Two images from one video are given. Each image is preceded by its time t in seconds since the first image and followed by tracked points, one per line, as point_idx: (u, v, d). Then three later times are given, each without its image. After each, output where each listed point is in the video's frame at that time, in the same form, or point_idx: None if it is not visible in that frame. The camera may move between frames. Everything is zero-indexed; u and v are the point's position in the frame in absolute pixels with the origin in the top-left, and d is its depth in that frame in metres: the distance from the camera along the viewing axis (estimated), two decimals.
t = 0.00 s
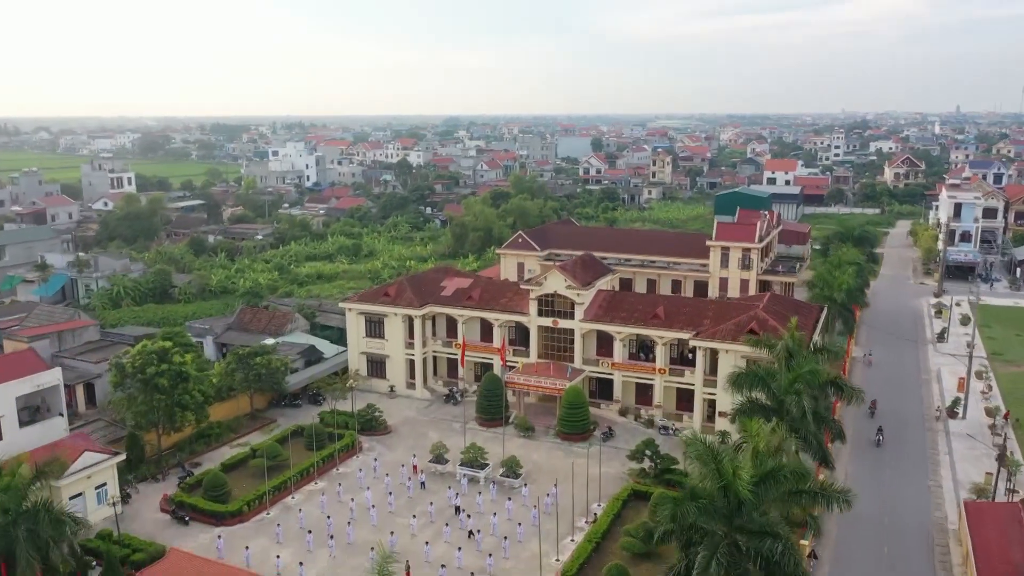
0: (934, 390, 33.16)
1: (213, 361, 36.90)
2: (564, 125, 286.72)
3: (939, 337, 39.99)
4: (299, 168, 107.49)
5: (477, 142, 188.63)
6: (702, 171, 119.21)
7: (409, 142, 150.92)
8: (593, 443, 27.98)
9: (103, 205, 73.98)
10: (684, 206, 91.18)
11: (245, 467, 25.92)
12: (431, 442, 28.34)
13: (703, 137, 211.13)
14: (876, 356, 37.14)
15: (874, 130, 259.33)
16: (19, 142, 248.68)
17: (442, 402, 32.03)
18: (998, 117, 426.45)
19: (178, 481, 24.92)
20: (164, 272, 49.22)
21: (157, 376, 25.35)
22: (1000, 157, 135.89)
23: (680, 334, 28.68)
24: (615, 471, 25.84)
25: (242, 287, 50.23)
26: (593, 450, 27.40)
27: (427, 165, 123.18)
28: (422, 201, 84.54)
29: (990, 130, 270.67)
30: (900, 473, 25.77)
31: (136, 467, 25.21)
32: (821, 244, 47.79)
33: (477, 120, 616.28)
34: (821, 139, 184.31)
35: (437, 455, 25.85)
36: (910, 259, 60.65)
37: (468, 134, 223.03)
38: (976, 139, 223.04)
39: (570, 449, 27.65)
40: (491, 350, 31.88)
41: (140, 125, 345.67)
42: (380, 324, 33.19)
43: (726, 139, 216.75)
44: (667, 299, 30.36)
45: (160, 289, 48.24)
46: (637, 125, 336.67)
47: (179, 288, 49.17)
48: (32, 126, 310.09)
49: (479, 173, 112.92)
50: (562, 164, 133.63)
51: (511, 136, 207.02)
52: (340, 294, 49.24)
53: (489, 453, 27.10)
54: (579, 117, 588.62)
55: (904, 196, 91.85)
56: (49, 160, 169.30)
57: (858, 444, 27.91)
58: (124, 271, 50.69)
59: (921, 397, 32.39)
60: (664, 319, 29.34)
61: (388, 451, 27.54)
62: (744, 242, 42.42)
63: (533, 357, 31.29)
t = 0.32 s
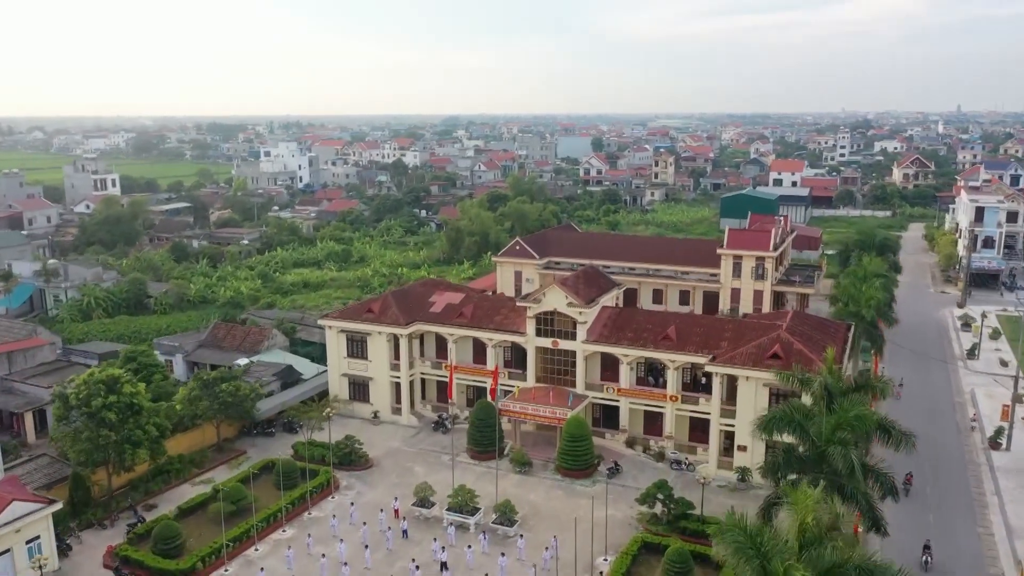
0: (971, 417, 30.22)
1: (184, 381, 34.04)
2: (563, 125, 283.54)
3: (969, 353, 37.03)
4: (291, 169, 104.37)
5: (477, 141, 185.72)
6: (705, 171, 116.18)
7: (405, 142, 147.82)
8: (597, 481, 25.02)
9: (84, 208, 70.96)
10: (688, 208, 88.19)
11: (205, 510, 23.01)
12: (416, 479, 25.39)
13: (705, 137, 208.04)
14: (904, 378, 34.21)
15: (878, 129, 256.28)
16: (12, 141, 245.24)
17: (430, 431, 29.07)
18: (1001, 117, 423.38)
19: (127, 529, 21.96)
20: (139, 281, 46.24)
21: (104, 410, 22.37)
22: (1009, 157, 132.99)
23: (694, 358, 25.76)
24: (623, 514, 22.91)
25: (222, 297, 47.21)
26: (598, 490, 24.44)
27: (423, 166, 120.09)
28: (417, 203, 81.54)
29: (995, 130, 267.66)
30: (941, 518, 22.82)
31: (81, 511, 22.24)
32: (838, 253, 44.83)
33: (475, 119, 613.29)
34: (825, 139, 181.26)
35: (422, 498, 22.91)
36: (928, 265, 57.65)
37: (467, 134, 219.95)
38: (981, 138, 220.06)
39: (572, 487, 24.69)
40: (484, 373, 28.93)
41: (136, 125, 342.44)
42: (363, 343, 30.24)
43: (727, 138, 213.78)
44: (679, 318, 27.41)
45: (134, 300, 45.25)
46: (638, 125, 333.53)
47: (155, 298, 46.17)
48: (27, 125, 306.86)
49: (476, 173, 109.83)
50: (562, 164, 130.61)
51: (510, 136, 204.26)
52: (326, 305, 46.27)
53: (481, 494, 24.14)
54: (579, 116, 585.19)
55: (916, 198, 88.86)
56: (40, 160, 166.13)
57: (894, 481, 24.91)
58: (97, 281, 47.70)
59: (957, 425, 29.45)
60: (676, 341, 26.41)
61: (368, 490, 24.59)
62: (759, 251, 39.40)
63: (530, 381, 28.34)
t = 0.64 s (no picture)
0: (1016, 448, 27.22)
1: (149, 406, 31.13)
2: (563, 125, 280.45)
3: (1006, 372, 34.10)
4: (284, 171, 101.31)
5: (475, 142, 182.42)
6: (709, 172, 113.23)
7: (402, 142, 144.79)
8: (605, 528, 22.12)
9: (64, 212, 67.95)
10: (693, 211, 85.24)
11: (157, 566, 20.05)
12: (400, 527, 22.43)
13: (707, 137, 205.13)
14: (937, 403, 31.23)
15: (882, 130, 253.32)
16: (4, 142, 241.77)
17: (418, 466, 26.13)
18: (1003, 117, 420.72)
19: None
20: (111, 293, 43.25)
21: (37, 455, 19.38)
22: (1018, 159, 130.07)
23: (714, 389, 22.82)
24: (635, 572, 20.02)
25: (201, 309, 44.19)
26: (605, 540, 21.55)
27: (419, 167, 117.09)
28: (412, 207, 78.54)
29: (999, 130, 264.59)
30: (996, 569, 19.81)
31: (13, 570, 18.55)
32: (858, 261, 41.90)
33: (474, 119, 610.53)
34: (829, 138, 178.27)
35: (405, 553, 20.00)
36: (949, 273, 54.68)
37: (465, 134, 216.86)
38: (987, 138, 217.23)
39: (576, 537, 21.76)
40: (478, 401, 26.01)
41: (132, 125, 339.08)
42: (344, 368, 27.29)
43: (728, 139, 210.71)
44: (695, 342, 24.46)
45: (105, 313, 42.32)
46: (638, 125, 330.55)
47: (128, 311, 43.14)
48: (21, 125, 303.57)
49: (474, 175, 106.86)
50: (562, 166, 127.62)
51: (509, 136, 201.34)
52: (311, 318, 43.30)
53: (472, 548, 21.22)
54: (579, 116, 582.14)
55: (928, 201, 85.89)
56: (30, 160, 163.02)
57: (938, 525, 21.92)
58: (66, 292, 44.64)
59: (1003, 458, 26.43)
60: (692, 368, 23.46)
61: (345, 541, 21.65)
62: (775, 261, 36.55)
63: (529, 412, 25.40)
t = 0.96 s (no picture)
0: None
1: (108, 436, 28.14)
2: (563, 125, 277.40)
3: None
4: (276, 172, 98.25)
5: (474, 142, 179.29)
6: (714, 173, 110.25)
7: (399, 142, 141.83)
8: None
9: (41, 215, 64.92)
10: (698, 214, 82.29)
11: None
12: None
13: (709, 137, 202.10)
14: (982, 430, 28.10)
15: (886, 129, 250.38)
16: None
17: (402, 510, 23.12)
18: (1005, 117, 418.05)
19: None
20: (78, 304, 40.20)
21: None
22: None
23: (741, 428, 19.81)
24: None
25: (176, 321, 41.18)
26: None
27: (416, 168, 114.00)
28: (406, 209, 75.53)
29: (1004, 129, 261.59)
30: None
31: None
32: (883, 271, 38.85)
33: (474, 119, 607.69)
34: (833, 138, 175.34)
35: None
36: (972, 280, 51.67)
37: (463, 134, 213.76)
38: (993, 137, 214.21)
39: None
40: (470, 437, 23.04)
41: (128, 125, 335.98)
42: (320, 397, 24.29)
43: (730, 139, 207.69)
44: (717, 372, 21.44)
45: (71, 327, 39.29)
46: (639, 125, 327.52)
47: (97, 323, 40.12)
48: (16, 125, 300.43)
49: (472, 176, 103.84)
50: (562, 167, 124.68)
51: (509, 136, 198.36)
52: (294, 331, 40.29)
53: None
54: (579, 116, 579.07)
55: (942, 202, 82.87)
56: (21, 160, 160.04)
57: None
58: (32, 305, 41.63)
59: None
60: (715, 403, 20.45)
61: None
62: (795, 272, 33.51)
63: (528, 449, 22.41)
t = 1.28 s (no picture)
0: None
1: (57, 473, 25.16)
2: (563, 125, 274.24)
3: None
4: (267, 173, 95.19)
5: (472, 142, 176.18)
6: (718, 175, 107.33)
7: (395, 142, 138.81)
8: None
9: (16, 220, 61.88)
10: (704, 217, 79.26)
11: None
12: None
13: (711, 137, 198.76)
14: None
15: (890, 130, 247.33)
16: None
17: (383, 566, 20.19)
18: (1007, 117, 415.39)
19: None
20: (40, 318, 37.21)
21: None
22: None
23: (777, 482, 16.85)
24: None
25: (147, 337, 38.24)
26: None
27: (412, 169, 110.92)
28: (400, 213, 72.50)
29: (1009, 130, 258.72)
30: None
31: None
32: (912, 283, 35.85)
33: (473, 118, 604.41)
34: (838, 138, 172.33)
35: None
36: (999, 289, 48.69)
37: (461, 133, 210.69)
38: (1000, 137, 211.29)
39: None
40: (460, 482, 20.07)
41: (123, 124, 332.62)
42: (288, 435, 21.34)
43: (732, 139, 204.68)
44: (745, 411, 18.49)
45: (32, 343, 36.34)
46: (639, 124, 324.45)
47: (61, 339, 37.11)
48: (10, 125, 297.02)
49: (470, 177, 100.79)
50: (563, 168, 121.63)
51: (508, 136, 195.37)
52: (273, 347, 37.29)
53: None
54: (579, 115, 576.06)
55: (957, 205, 79.93)
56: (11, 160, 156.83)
57: None
58: None
59: None
60: (744, 451, 17.50)
61: None
62: (819, 287, 30.47)
63: (526, 498, 19.47)
